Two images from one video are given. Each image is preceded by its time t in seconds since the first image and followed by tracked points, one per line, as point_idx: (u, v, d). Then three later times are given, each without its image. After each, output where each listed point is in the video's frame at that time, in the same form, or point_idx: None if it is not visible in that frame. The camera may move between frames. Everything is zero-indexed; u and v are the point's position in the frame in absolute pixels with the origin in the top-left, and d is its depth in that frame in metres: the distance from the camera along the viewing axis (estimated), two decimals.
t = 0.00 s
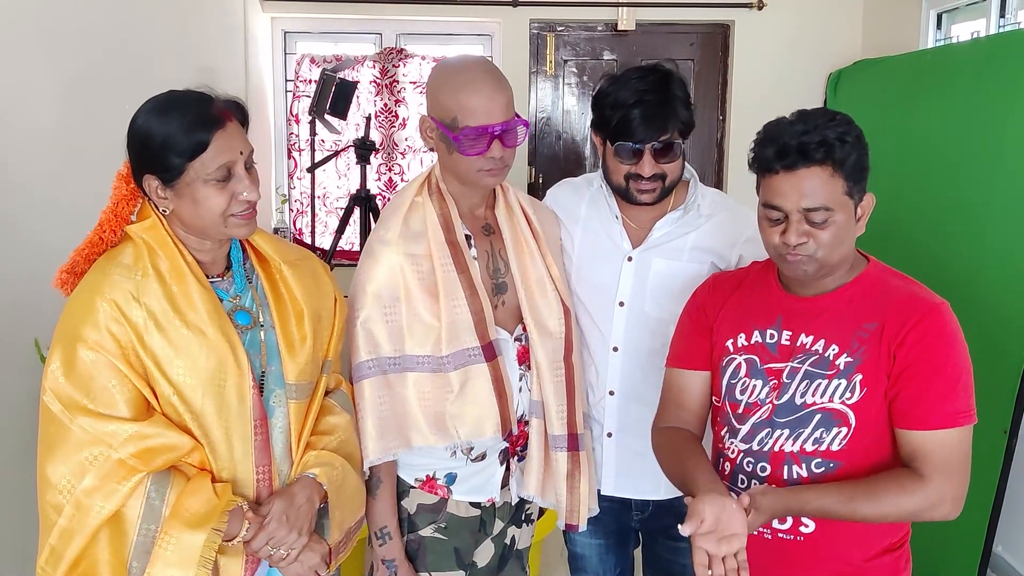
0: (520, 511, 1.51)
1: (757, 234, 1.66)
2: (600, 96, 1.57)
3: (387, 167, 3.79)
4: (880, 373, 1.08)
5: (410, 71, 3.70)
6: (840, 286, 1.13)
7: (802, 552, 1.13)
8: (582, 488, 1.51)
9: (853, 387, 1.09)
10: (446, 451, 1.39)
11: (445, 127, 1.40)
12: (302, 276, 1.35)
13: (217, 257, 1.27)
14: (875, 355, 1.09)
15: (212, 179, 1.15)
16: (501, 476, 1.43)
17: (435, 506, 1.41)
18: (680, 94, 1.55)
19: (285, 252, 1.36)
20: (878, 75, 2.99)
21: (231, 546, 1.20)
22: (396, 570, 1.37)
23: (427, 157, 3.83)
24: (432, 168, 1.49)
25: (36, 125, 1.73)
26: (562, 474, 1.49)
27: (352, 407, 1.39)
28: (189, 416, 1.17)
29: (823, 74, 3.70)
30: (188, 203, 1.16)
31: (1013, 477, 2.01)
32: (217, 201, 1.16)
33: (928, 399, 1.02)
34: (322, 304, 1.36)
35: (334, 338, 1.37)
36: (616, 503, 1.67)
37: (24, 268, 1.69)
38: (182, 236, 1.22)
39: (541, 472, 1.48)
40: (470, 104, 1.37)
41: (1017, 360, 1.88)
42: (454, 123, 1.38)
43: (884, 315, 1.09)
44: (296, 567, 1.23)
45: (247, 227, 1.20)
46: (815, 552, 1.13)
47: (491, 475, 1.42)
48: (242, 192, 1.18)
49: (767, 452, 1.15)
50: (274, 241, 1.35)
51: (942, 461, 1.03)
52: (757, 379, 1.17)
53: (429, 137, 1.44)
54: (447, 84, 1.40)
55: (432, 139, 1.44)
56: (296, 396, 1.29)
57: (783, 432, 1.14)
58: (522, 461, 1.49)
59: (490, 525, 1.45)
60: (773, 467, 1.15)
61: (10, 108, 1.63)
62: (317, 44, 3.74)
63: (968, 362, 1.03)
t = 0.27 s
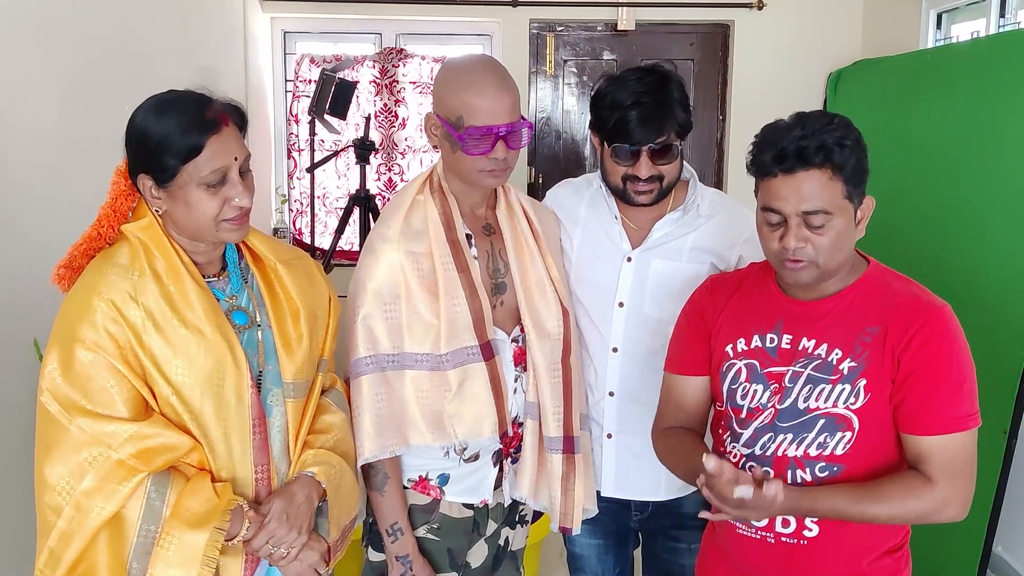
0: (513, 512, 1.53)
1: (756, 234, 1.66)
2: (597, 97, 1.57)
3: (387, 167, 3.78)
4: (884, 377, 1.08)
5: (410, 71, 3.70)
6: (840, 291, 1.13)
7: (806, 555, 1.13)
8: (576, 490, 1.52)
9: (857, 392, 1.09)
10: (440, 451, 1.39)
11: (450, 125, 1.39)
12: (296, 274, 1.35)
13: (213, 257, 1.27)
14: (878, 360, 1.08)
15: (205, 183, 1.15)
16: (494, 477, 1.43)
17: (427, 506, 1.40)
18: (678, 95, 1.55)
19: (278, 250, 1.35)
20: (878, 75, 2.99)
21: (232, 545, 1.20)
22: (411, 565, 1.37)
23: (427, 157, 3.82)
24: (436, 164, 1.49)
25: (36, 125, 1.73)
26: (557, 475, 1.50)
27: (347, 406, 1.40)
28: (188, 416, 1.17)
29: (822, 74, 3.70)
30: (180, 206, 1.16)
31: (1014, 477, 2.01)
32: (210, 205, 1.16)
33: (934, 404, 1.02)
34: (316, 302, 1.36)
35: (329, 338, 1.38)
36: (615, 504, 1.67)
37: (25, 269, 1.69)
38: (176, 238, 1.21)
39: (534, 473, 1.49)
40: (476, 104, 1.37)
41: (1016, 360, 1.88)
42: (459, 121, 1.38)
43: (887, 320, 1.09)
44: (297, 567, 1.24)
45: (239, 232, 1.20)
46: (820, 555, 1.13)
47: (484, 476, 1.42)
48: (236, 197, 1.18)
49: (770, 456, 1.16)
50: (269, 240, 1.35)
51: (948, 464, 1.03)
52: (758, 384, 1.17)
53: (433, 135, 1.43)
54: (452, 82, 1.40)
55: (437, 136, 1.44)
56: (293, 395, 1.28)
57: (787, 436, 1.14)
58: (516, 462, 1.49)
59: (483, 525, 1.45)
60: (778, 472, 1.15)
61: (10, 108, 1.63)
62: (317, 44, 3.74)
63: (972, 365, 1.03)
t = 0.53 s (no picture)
0: (508, 512, 1.52)
1: (759, 234, 1.64)
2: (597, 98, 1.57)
3: (387, 167, 3.78)
4: (879, 375, 1.07)
5: (410, 71, 3.69)
6: (841, 288, 1.14)
7: (795, 552, 1.13)
8: (570, 493, 1.53)
9: (850, 387, 1.08)
10: (433, 452, 1.38)
11: (459, 124, 1.39)
12: (293, 270, 1.34)
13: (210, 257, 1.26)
14: (873, 357, 1.08)
15: (199, 189, 1.15)
16: (488, 479, 1.43)
17: (420, 507, 1.40)
18: (678, 96, 1.54)
19: (274, 248, 1.35)
20: (879, 75, 2.98)
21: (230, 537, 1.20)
22: (401, 566, 1.37)
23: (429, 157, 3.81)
24: (437, 162, 1.49)
25: (36, 125, 1.73)
26: (550, 480, 1.50)
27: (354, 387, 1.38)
28: (185, 414, 1.16)
29: (823, 74, 3.69)
30: (173, 208, 1.16)
31: (1015, 478, 2.01)
32: (201, 212, 1.15)
33: (928, 404, 1.01)
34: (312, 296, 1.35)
35: (331, 327, 1.37)
36: (616, 505, 1.66)
37: (24, 269, 1.68)
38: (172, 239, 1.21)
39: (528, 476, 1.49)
40: (486, 104, 1.37)
41: (1017, 361, 1.88)
42: (468, 120, 1.38)
43: (885, 318, 1.08)
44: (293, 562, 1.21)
45: (229, 240, 1.19)
46: (809, 552, 1.12)
47: (478, 478, 1.41)
48: (229, 206, 1.17)
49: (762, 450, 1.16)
50: (269, 240, 1.36)
51: (942, 464, 1.02)
52: (753, 377, 1.18)
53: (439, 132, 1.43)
54: (460, 80, 1.40)
55: (443, 134, 1.44)
56: (294, 391, 1.28)
57: (779, 431, 1.14)
58: (510, 464, 1.48)
59: (477, 526, 1.45)
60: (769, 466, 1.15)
61: (10, 108, 1.63)
62: (317, 44, 3.74)
63: (970, 367, 1.03)
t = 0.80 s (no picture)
0: (509, 514, 1.52)
1: (757, 233, 1.64)
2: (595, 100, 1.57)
3: (387, 167, 3.77)
4: (876, 372, 1.07)
5: (410, 72, 3.69)
6: (840, 286, 1.14)
7: (790, 550, 1.13)
8: (570, 495, 1.54)
9: (847, 382, 1.09)
10: (433, 453, 1.38)
11: (459, 126, 1.39)
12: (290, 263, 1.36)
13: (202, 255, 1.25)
14: (871, 353, 1.08)
15: (206, 189, 1.14)
16: (489, 480, 1.43)
17: (423, 508, 1.40)
18: (676, 97, 1.54)
19: (269, 243, 1.36)
20: (878, 75, 2.98)
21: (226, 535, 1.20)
22: (383, 569, 1.37)
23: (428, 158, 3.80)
24: (432, 164, 1.49)
25: (36, 125, 1.74)
26: (550, 480, 1.50)
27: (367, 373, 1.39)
28: (177, 414, 1.16)
29: (823, 74, 3.69)
30: (177, 202, 1.15)
31: (1015, 477, 2.01)
32: (202, 211, 1.15)
33: (926, 399, 1.01)
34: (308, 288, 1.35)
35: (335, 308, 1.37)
36: (615, 506, 1.66)
37: (24, 269, 1.69)
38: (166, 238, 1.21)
39: (529, 477, 1.49)
40: (487, 106, 1.37)
41: (1017, 361, 1.88)
42: (467, 122, 1.38)
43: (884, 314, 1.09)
44: (293, 558, 1.21)
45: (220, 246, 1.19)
46: (803, 550, 1.12)
47: (479, 479, 1.42)
48: (231, 211, 1.17)
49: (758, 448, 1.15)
50: (263, 234, 1.36)
51: (941, 460, 1.02)
52: (750, 374, 1.18)
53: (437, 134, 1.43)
54: (459, 84, 1.40)
55: (441, 135, 1.43)
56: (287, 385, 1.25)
57: (776, 427, 1.13)
58: (511, 464, 1.49)
59: (478, 527, 1.45)
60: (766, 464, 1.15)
61: (10, 107, 1.63)
62: (317, 44, 3.74)
63: (968, 365, 1.03)
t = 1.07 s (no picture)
0: (508, 515, 1.52)
1: (756, 234, 1.64)
2: (591, 103, 1.57)
3: (388, 167, 3.77)
4: (878, 371, 1.07)
5: (411, 72, 3.69)
6: (838, 285, 1.14)
7: (797, 553, 1.13)
8: (570, 496, 1.53)
9: (851, 383, 1.08)
10: (433, 453, 1.38)
11: (454, 127, 1.39)
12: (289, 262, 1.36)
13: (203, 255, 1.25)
14: (873, 353, 1.08)
15: (205, 195, 1.14)
16: (488, 480, 1.43)
17: (421, 509, 1.40)
18: (671, 96, 1.54)
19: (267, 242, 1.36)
20: (878, 75, 2.98)
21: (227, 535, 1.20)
22: (393, 568, 1.37)
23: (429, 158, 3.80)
24: (433, 163, 1.49)
25: (35, 124, 1.73)
26: (551, 480, 1.50)
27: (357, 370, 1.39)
28: (178, 413, 1.16)
29: (823, 74, 3.69)
30: (177, 211, 1.15)
31: (1016, 478, 2.01)
32: (205, 217, 1.15)
33: (928, 398, 1.01)
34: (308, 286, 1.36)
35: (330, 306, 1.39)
36: (616, 507, 1.66)
37: (24, 269, 1.68)
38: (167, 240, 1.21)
39: (530, 477, 1.49)
40: (482, 107, 1.37)
41: (1017, 361, 1.88)
42: (463, 123, 1.38)
43: (883, 313, 1.09)
44: (292, 558, 1.21)
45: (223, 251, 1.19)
46: (810, 552, 1.12)
47: (479, 479, 1.42)
48: (231, 214, 1.17)
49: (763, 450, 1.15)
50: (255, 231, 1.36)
51: (945, 458, 1.02)
52: (750, 377, 1.17)
53: (434, 135, 1.43)
54: (456, 84, 1.40)
55: (438, 136, 1.44)
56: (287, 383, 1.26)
57: (779, 430, 1.13)
58: (511, 465, 1.48)
59: (477, 528, 1.45)
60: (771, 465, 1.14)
61: (9, 106, 1.63)
62: (317, 44, 3.74)
63: (969, 362, 1.03)
